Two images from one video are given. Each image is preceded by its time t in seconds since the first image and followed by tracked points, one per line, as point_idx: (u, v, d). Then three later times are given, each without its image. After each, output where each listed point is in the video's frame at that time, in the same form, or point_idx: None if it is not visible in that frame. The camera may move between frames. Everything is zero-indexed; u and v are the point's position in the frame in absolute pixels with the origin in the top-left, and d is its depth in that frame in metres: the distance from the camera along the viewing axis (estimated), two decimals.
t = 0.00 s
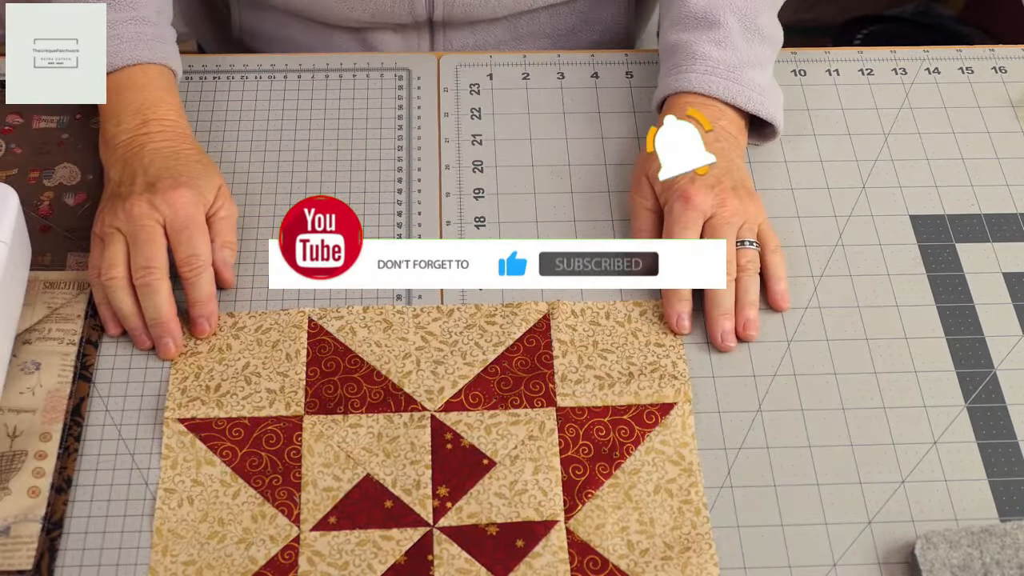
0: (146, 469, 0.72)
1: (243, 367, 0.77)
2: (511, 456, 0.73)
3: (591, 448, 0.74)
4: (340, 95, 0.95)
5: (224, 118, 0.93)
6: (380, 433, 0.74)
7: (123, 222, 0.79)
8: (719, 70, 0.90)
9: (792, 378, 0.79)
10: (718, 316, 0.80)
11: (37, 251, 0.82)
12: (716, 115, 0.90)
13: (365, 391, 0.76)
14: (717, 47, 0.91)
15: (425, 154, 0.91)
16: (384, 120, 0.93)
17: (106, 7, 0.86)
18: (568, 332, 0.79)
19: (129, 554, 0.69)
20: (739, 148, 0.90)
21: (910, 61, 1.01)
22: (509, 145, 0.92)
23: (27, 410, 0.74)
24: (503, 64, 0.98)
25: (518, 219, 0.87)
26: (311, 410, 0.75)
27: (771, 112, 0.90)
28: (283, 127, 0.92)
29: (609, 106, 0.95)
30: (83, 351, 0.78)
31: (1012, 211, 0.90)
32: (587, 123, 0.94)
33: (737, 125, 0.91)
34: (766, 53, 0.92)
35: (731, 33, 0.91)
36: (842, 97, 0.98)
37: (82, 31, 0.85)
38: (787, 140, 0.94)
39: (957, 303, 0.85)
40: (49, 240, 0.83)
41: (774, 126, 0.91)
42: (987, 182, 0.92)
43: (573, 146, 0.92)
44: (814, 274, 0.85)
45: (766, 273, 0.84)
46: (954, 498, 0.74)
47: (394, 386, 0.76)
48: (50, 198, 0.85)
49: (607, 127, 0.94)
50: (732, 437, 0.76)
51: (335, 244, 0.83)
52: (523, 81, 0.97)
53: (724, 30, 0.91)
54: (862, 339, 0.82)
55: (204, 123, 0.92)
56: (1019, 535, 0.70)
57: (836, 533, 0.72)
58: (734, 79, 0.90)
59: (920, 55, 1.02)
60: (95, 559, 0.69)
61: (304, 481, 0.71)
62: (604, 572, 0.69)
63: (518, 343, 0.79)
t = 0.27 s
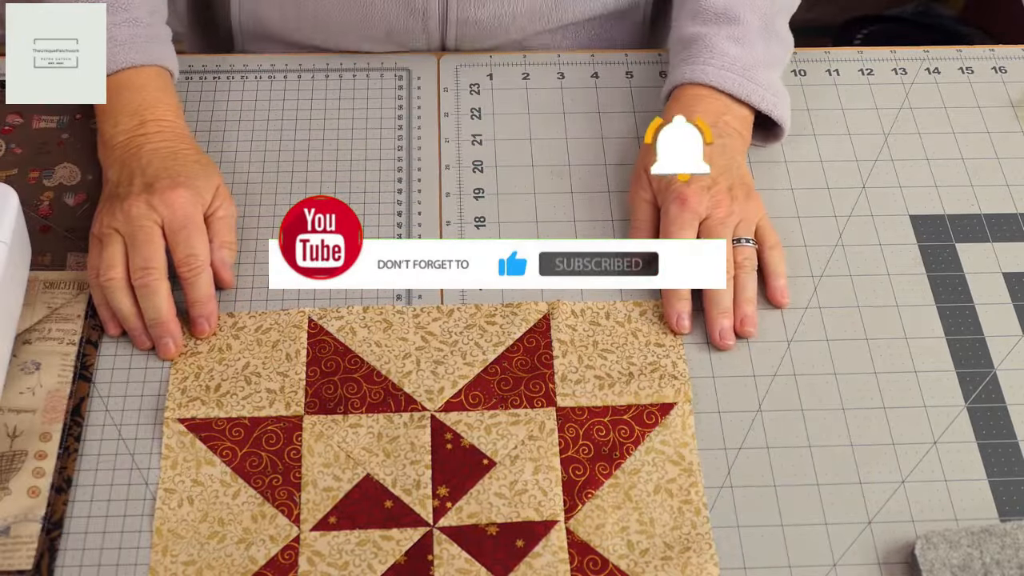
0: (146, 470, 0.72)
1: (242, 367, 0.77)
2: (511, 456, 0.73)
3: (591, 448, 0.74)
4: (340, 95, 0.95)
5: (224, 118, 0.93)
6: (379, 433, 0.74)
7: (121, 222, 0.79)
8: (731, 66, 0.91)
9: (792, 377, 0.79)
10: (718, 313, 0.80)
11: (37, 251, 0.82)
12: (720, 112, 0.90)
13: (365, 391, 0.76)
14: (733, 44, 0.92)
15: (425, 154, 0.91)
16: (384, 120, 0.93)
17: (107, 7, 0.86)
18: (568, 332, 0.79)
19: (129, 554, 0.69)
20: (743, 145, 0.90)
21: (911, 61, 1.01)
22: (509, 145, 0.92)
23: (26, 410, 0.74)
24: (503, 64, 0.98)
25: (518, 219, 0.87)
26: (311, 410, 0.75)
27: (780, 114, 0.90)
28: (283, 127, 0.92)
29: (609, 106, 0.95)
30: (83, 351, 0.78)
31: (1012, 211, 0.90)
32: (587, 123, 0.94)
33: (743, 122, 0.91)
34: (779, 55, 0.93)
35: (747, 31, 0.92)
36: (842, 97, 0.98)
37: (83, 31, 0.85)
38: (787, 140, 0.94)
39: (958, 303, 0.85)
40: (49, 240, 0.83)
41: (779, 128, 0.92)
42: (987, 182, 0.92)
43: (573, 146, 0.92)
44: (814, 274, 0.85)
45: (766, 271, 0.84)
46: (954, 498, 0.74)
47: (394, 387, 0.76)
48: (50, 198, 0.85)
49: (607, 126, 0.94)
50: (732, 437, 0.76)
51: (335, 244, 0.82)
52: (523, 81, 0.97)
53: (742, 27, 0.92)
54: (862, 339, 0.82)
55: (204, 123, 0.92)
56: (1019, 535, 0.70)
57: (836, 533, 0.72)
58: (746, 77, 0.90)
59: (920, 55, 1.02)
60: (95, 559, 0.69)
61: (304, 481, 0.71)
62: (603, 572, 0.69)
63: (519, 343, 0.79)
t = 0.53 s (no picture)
0: (146, 469, 0.72)
1: (242, 367, 0.77)
2: (511, 456, 0.73)
3: (591, 448, 0.74)
4: (340, 95, 0.95)
5: (224, 118, 0.93)
6: (380, 433, 0.74)
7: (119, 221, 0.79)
8: (732, 66, 0.91)
9: (792, 377, 0.79)
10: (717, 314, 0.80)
11: (37, 251, 0.82)
12: (720, 111, 0.90)
13: (365, 391, 0.76)
14: (734, 45, 0.92)
15: (425, 155, 0.91)
16: (384, 120, 0.93)
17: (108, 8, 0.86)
18: (569, 332, 0.79)
19: (129, 554, 0.69)
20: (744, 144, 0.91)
21: (911, 61, 1.01)
22: (509, 145, 0.92)
23: (26, 410, 0.74)
24: (503, 64, 0.98)
25: (518, 219, 0.87)
26: (311, 410, 0.75)
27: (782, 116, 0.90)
28: (283, 127, 0.92)
29: (609, 106, 0.95)
30: (83, 351, 0.78)
31: (1012, 211, 0.90)
32: (587, 123, 0.94)
33: (741, 123, 0.91)
34: (783, 56, 0.93)
35: (749, 32, 0.92)
36: (842, 97, 0.98)
37: (83, 31, 0.85)
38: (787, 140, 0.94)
39: (958, 304, 0.85)
40: (49, 240, 0.83)
41: (779, 130, 0.92)
42: (987, 182, 0.92)
43: (573, 146, 0.92)
44: (814, 275, 0.85)
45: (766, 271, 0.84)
46: (954, 498, 0.74)
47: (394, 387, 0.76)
48: (50, 198, 0.85)
49: (608, 127, 0.94)
50: (732, 437, 0.76)
51: (335, 244, 0.83)
52: (523, 81, 0.97)
53: (744, 28, 0.92)
54: (862, 339, 0.82)
55: (204, 123, 0.92)
56: (1019, 535, 0.70)
57: (836, 533, 0.72)
58: (747, 78, 0.91)
59: (920, 55, 1.02)
60: (95, 559, 0.69)
61: (304, 481, 0.71)
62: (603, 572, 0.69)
63: (519, 343, 0.79)
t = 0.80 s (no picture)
0: (146, 469, 0.72)
1: (243, 367, 0.77)
2: (511, 456, 0.73)
3: (591, 448, 0.74)
4: (340, 94, 0.95)
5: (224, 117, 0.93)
6: (380, 433, 0.74)
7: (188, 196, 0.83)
8: (670, 75, 0.88)
9: (792, 377, 0.79)
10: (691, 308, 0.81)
11: (37, 251, 0.82)
12: (650, 116, 0.88)
13: (365, 391, 0.76)
14: (685, 54, 0.89)
15: (425, 155, 0.91)
16: (384, 119, 0.93)
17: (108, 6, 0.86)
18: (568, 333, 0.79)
19: (129, 554, 0.69)
20: (676, 158, 0.88)
21: (911, 61, 1.01)
22: (509, 145, 0.92)
23: (26, 411, 0.74)
24: (503, 64, 0.98)
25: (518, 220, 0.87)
26: (311, 410, 0.75)
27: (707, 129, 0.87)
28: (283, 127, 0.92)
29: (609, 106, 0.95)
30: (83, 351, 0.78)
31: (1012, 211, 0.90)
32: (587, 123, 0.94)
33: (677, 133, 0.88)
34: (739, 72, 0.90)
35: (702, 40, 0.90)
36: (842, 97, 0.98)
37: (82, 30, 0.86)
38: (787, 139, 0.94)
39: (958, 304, 0.85)
40: (49, 240, 0.83)
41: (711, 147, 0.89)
42: (987, 182, 0.92)
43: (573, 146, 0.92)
44: (814, 275, 0.85)
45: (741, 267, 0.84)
46: (954, 498, 0.74)
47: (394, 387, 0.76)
48: (50, 198, 0.85)
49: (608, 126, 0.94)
50: (732, 437, 0.76)
51: (335, 243, 0.78)
52: (523, 81, 0.97)
53: (695, 36, 0.90)
54: (862, 339, 0.82)
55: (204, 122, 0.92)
56: (1019, 535, 0.70)
57: (836, 533, 0.72)
58: (680, 86, 0.88)
59: (920, 55, 1.02)
60: (95, 559, 0.69)
61: (304, 481, 0.71)
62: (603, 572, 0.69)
63: (519, 343, 0.79)
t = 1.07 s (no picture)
0: (146, 470, 0.72)
1: (243, 367, 0.77)
2: (511, 456, 0.73)
3: (591, 448, 0.74)
4: (340, 94, 0.95)
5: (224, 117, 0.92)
6: (379, 433, 0.74)
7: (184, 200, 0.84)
8: (683, 92, 0.89)
9: (792, 377, 0.79)
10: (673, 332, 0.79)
11: (37, 251, 0.82)
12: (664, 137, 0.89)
13: (365, 391, 0.76)
14: (690, 72, 0.90)
15: (425, 155, 0.91)
16: (383, 120, 0.93)
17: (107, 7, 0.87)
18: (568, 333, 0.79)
19: (129, 554, 0.69)
20: (693, 175, 0.89)
21: (911, 61, 1.01)
22: (509, 145, 0.92)
23: (27, 410, 0.74)
24: (503, 64, 0.98)
25: (518, 220, 0.87)
26: (311, 410, 0.75)
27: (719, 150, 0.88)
28: (283, 127, 0.92)
29: (609, 106, 0.95)
30: (83, 351, 0.78)
31: (1012, 211, 0.90)
32: (587, 123, 0.94)
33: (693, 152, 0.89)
34: (745, 92, 0.91)
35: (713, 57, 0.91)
36: (842, 97, 0.98)
37: (82, 30, 0.87)
38: (787, 139, 0.94)
39: (958, 304, 0.85)
40: (49, 240, 0.83)
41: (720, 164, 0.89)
42: (987, 182, 0.92)
43: (573, 146, 0.92)
44: (814, 275, 0.85)
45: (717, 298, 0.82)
46: (954, 498, 0.74)
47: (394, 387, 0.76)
48: (50, 198, 0.85)
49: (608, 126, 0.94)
50: (732, 437, 0.76)
51: (335, 244, 0.82)
52: (523, 81, 0.97)
53: (704, 54, 0.91)
54: (862, 339, 0.82)
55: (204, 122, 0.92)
56: (1019, 535, 0.70)
57: (836, 533, 0.72)
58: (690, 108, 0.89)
59: (920, 55, 1.02)
60: (95, 559, 0.69)
61: (304, 481, 0.71)
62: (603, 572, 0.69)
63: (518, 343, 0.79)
